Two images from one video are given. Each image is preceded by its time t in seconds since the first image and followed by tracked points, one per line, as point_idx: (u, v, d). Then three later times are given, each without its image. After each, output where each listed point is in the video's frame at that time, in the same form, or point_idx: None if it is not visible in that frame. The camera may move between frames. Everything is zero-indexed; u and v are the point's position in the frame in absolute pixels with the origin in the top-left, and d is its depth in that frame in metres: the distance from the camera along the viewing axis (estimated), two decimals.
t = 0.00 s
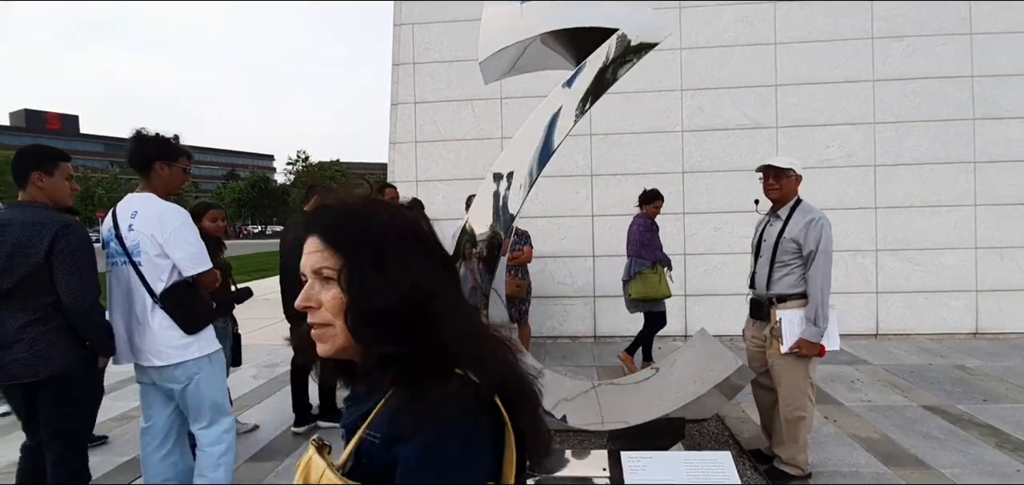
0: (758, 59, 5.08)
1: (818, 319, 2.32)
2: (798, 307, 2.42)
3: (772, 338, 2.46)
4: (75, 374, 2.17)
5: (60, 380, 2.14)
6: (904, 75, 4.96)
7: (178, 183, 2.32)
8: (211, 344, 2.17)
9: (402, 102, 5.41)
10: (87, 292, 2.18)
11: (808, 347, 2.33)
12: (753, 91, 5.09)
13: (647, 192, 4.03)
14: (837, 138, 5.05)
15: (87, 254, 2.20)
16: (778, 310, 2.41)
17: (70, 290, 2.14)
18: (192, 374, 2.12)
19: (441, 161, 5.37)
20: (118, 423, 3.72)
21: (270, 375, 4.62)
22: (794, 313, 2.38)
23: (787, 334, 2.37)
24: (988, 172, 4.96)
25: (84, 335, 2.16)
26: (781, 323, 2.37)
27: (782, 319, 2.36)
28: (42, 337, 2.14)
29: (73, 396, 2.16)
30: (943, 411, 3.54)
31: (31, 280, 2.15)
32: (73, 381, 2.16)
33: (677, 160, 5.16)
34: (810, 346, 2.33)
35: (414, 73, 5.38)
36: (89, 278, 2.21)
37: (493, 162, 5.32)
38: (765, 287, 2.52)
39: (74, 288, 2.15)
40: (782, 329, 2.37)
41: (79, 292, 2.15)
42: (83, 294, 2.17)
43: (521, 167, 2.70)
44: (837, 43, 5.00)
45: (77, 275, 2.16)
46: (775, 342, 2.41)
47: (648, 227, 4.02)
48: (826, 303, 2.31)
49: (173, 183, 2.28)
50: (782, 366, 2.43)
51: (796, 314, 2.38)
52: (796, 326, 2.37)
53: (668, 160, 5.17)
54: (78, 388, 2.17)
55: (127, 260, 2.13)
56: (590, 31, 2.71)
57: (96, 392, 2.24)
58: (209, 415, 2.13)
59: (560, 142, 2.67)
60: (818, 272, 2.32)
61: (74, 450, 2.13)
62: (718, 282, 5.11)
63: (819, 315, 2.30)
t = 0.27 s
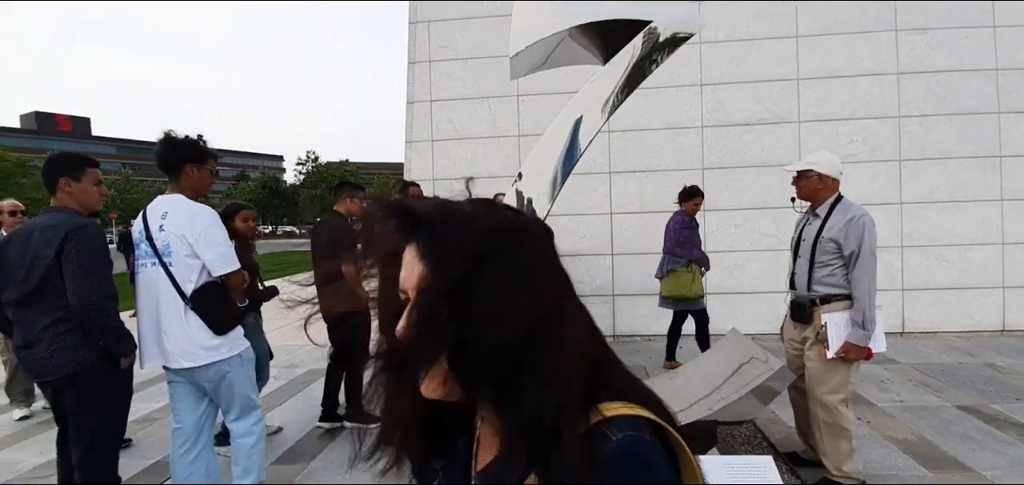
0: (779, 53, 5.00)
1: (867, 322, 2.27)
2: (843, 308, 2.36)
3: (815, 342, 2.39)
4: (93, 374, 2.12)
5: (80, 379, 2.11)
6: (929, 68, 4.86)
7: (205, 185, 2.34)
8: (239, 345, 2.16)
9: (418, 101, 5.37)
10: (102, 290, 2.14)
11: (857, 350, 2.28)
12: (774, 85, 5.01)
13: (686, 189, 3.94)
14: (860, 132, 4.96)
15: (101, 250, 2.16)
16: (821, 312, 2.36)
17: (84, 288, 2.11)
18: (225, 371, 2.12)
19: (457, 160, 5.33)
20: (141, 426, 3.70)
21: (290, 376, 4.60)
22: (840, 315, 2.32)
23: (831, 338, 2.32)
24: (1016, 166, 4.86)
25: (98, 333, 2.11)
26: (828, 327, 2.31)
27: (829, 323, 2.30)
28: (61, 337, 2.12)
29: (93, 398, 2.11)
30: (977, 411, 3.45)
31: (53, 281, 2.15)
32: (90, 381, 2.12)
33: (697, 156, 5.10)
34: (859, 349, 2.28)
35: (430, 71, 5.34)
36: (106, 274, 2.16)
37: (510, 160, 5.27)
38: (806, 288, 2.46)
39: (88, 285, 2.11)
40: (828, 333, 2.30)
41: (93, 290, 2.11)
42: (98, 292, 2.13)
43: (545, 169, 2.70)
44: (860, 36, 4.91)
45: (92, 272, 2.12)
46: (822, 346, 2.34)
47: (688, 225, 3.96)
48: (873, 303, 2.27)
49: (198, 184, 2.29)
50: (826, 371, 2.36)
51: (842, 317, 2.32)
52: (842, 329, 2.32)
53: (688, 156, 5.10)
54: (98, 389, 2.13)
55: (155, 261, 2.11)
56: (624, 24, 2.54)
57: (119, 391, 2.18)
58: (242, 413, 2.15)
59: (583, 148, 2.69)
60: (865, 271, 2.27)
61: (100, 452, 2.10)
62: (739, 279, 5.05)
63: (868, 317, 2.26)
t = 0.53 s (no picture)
0: (803, 52, 4.93)
1: (907, 337, 2.14)
2: (885, 321, 2.24)
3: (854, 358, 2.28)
4: (117, 356, 2.12)
5: (105, 362, 2.11)
6: (956, 69, 4.78)
7: (248, 180, 2.39)
8: (277, 336, 2.22)
9: (437, 96, 5.36)
10: (123, 273, 2.14)
11: (898, 367, 2.15)
12: (796, 85, 4.96)
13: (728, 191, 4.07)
14: (884, 133, 4.90)
15: (123, 234, 2.16)
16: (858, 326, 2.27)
17: (105, 271, 2.11)
18: (259, 364, 2.17)
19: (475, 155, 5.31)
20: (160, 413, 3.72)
21: (307, 369, 4.64)
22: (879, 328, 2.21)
23: (873, 352, 2.21)
24: None
25: (121, 315, 2.11)
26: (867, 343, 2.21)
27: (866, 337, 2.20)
28: (84, 322, 2.12)
29: (118, 380, 2.12)
30: (1004, 419, 3.39)
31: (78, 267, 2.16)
32: (115, 363, 2.11)
33: (718, 155, 5.07)
34: (900, 367, 2.15)
35: (450, 66, 5.32)
36: (128, 258, 2.17)
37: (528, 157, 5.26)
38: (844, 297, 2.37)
39: (110, 269, 2.11)
40: (867, 348, 2.20)
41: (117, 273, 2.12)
42: (120, 275, 2.13)
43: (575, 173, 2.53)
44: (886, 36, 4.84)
45: (116, 256, 2.14)
46: (861, 362, 2.24)
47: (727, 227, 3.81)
48: (915, 317, 2.14)
49: (246, 179, 2.38)
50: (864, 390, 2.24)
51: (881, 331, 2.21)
52: (882, 344, 2.20)
53: (708, 155, 5.07)
54: (123, 372, 2.12)
55: (201, 252, 2.15)
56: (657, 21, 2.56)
57: (145, 373, 2.17)
58: (273, 407, 2.21)
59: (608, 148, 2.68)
60: (902, 282, 2.15)
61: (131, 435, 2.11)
62: (758, 279, 5.03)
63: (910, 332, 2.13)
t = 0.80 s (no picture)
0: (808, 53, 4.95)
1: (934, 344, 2.03)
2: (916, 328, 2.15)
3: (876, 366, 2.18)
4: (132, 338, 2.32)
5: (121, 338, 2.31)
6: (960, 73, 4.81)
7: (285, 174, 2.68)
8: (304, 322, 2.60)
9: (440, 90, 5.34)
10: (135, 259, 2.32)
11: (921, 376, 2.04)
12: (801, 85, 4.98)
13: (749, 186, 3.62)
14: (887, 135, 4.93)
15: (137, 224, 2.35)
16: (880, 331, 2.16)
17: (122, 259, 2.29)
18: (290, 347, 2.55)
19: (478, 151, 5.29)
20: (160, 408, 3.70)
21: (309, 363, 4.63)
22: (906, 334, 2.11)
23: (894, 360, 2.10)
24: None
25: (137, 300, 2.31)
26: (885, 347, 2.10)
27: (886, 343, 2.11)
28: (102, 305, 2.32)
29: (136, 360, 2.34)
30: (1005, 420, 3.43)
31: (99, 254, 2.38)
32: (131, 343, 2.33)
33: (721, 155, 5.09)
34: (923, 376, 2.04)
35: (453, 60, 5.28)
36: (141, 245, 2.36)
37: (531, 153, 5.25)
38: (877, 301, 2.30)
39: (127, 253, 2.31)
40: (885, 354, 2.10)
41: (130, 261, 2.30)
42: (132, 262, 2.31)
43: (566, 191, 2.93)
44: (891, 38, 4.86)
45: (129, 243, 2.32)
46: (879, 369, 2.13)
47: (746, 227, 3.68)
48: (943, 323, 2.03)
49: (282, 173, 2.66)
50: (890, 399, 2.14)
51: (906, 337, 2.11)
52: (906, 351, 2.09)
53: (711, 155, 5.09)
54: (140, 351, 2.34)
55: (241, 243, 2.46)
56: (671, 19, 2.76)
57: (161, 351, 2.40)
58: (300, 384, 2.62)
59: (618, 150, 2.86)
60: (933, 283, 2.06)
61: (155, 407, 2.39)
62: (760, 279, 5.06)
63: (935, 339, 2.03)
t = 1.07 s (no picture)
0: (792, 51, 5.05)
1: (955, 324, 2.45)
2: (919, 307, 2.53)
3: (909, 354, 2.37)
4: (146, 326, 2.54)
5: (136, 323, 2.53)
6: (936, 73, 4.97)
7: (296, 163, 2.87)
8: (306, 312, 2.68)
9: (427, 81, 5.27)
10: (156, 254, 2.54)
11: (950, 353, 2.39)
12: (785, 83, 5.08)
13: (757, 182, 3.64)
14: (867, 133, 5.08)
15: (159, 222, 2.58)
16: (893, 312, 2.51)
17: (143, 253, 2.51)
18: (288, 337, 2.64)
19: (467, 144, 5.28)
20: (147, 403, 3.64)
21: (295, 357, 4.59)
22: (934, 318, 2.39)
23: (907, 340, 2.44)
24: (1014, 172, 5.04)
25: (151, 292, 2.52)
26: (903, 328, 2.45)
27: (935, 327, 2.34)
28: (118, 295, 2.52)
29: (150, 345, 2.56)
30: (977, 408, 3.60)
31: (116, 247, 2.57)
32: (144, 332, 2.55)
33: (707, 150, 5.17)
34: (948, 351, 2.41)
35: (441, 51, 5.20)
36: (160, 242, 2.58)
37: (519, 146, 5.25)
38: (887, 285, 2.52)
39: (146, 245, 2.53)
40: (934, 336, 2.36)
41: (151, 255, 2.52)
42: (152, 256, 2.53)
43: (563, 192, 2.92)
44: (872, 38, 4.99)
45: (149, 239, 2.54)
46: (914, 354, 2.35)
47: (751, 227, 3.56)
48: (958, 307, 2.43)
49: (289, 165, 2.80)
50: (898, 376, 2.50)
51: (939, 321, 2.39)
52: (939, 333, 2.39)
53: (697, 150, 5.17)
54: (152, 337, 2.57)
55: (248, 232, 2.64)
56: (667, 19, 2.73)
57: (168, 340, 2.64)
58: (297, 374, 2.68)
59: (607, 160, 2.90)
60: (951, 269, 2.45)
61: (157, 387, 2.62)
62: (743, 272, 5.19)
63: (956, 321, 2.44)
